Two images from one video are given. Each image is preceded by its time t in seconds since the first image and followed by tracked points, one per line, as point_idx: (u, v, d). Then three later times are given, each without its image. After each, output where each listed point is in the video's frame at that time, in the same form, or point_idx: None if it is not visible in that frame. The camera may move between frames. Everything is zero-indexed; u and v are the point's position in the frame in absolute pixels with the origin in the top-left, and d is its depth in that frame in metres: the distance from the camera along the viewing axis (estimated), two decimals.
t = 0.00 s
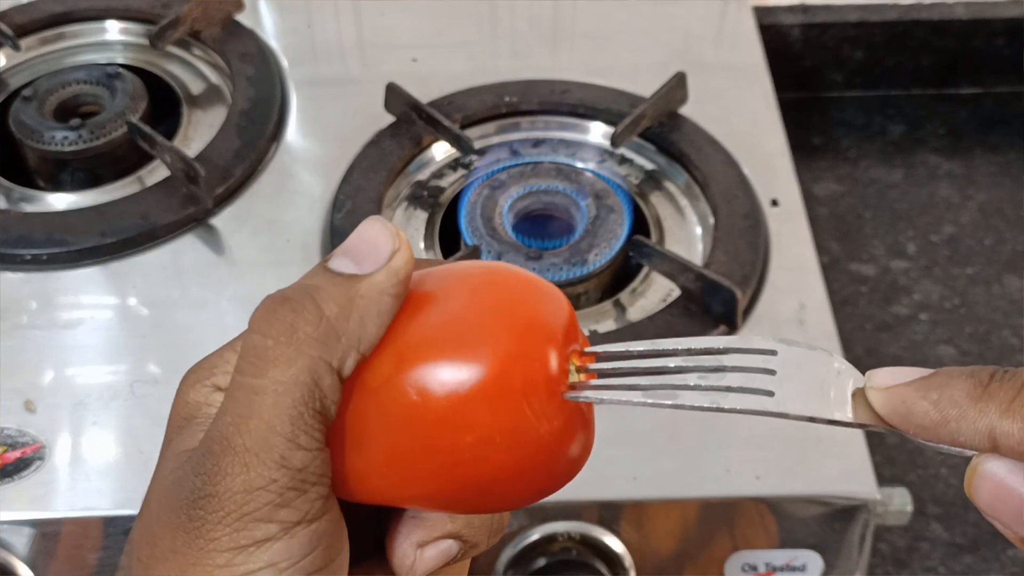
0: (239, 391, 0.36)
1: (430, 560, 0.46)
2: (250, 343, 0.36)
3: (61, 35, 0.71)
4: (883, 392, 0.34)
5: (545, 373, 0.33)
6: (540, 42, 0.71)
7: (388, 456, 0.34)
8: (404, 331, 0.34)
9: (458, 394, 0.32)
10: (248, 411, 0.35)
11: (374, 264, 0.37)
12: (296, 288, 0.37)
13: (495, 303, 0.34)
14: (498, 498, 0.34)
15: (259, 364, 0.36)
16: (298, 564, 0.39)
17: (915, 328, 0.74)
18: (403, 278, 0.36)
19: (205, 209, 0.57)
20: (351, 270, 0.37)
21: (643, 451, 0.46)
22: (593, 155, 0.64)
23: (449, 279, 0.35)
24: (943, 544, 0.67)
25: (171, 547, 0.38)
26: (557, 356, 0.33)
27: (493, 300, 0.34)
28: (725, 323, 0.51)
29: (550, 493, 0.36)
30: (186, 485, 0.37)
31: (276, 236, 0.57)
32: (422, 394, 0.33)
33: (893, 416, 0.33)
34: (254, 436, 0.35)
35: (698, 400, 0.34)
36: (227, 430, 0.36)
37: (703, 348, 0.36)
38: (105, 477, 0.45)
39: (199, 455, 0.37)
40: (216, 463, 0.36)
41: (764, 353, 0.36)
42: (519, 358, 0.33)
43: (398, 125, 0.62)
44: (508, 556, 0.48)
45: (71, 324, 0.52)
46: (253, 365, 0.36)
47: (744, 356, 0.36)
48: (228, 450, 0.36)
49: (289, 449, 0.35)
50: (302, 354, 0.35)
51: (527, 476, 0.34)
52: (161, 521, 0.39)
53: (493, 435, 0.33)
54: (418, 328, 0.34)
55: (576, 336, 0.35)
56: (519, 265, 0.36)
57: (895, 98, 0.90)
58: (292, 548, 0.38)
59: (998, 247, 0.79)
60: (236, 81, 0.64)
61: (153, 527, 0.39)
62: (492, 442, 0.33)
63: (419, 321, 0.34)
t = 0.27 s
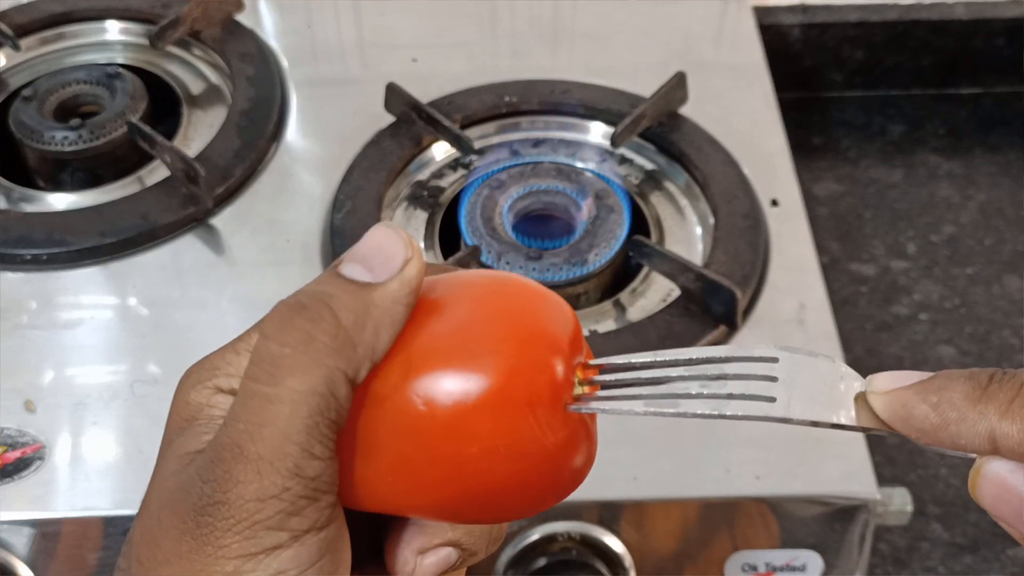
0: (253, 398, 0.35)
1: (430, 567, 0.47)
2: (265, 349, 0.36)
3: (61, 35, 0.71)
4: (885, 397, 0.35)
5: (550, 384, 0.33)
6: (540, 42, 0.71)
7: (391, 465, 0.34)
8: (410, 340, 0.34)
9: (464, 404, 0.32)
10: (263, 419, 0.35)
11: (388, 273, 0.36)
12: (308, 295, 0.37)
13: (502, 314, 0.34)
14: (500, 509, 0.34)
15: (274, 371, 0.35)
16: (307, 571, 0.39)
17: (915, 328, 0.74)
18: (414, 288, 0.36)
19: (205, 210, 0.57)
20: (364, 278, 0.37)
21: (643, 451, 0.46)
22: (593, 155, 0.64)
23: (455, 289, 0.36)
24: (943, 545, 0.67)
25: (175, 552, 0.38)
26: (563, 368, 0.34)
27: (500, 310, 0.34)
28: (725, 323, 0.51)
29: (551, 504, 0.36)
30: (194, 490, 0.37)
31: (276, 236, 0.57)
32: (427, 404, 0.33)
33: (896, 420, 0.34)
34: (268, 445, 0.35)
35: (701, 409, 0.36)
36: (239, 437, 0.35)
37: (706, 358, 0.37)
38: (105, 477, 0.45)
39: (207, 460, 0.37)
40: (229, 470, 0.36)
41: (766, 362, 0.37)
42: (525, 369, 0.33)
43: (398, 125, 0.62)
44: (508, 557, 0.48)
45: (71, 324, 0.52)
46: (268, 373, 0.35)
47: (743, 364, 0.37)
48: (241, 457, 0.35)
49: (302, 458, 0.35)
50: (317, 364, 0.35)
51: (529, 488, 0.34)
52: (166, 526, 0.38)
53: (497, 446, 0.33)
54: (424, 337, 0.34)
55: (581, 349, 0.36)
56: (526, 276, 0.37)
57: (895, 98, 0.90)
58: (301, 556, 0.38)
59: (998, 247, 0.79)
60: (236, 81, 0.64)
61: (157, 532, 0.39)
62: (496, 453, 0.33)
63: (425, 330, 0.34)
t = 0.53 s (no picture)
0: (273, 416, 0.35)
1: None
2: (284, 366, 0.35)
3: (62, 35, 0.71)
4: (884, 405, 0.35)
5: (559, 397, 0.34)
6: (540, 42, 0.71)
7: (404, 480, 0.34)
8: (420, 356, 0.35)
9: (477, 417, 0.33)
10: (284, 439, 0.35)
11: (408, 290, 0.36)
12: (327, 310, 0.36)
13: (511, 328, 0.35)
14: (507, 523, 0.35)
15: (295, 390, 0.35)
16: None
17: (914, 328, 0.74)
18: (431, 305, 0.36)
19: (205, 210, 0.57)
20: (383, 295, 0.37)
21: (643, 450, 0.46)
22: (593, 155, 0.64)
23: (463, 305, 0.36)
24: (943, 544, 0.67)
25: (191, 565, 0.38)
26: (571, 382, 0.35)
27: (508, 325, 0.35)
28: (725, 323, 0.51)
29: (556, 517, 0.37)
30: (210, 506, 0.37)
31: (277, 236, 0.57)
32: (439, 418, 0.34)
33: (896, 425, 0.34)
34: (289, 464, 0.35)
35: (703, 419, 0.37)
36: (260, 455, 0.35)
37: (710, 368, 0.38)
38: (106, 477, 0.45)
39: (223, 477, 0.36)
40: (248, 488, 0.36)
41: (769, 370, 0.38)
42: (534, 382, 0.34)
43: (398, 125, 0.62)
44: (508, 557, 0.48)
45: (71, 324, 0.53)
46: (289, 391, 0.35)
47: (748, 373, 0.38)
48: (261, 476, 0.35)
49: (322, 476, 0.35)
50: (340, 383, 0.34)
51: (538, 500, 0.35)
52: (181, 539, 0.38)
53: (508, 458, 0.34)
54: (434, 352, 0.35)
55: (587, 366, 0.37)
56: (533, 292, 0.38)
57: (894, 98, 0.90)
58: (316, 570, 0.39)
59: (997, 247, 0.79)
60: (237, 81, 0.64)
61: (170, 545, 0.38)
62: (506, 465, 0.34)
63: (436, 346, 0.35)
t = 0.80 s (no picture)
0: (265, 430, 0.35)
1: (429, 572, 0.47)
2: (278, 380, 0.36)
3: (62, 35, 0.71)
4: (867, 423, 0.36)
5: (548, 415, 0.35)
6: (540, 42, 0.71)
7: (392, 497, 0.35)
8: (412, 372, 0.36)
9: (467, 434, 0.34)
10: (274, 454, 0.35)
11: (403, 306, 0.37)
12: (322, 327, 0.37)
13: (501, 346, 0.35)
14: (491, 540, 0.36)
15: (286, 404, 0.35)
16: None
17: (914, 328, 0.74)
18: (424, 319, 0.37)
19: (205, 210, 0.57)
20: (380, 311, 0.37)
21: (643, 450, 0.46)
22: (593, 155, 0.64)
23: (451, 323, 0.37)
24: (942, 544, 0.67)
25: None
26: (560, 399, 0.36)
27: (498, 343, 0.36)
28: (725, 323, 0.50)
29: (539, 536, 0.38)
30: (200, 519, 0.37)
31: (277, 236, 0.57)
32: (430, 435, 0.34)
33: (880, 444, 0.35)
34: (277, 478, 0.35)
35: (688, 438, 0.37)
36: (249, 469, 0.35)
37: (693, 387, 0.39)
38: (105, 477, 0.45)
39: (212, 490, 0.36)
40: (236, 502, 0.36)
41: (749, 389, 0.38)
42: (524, 399, 0.35)
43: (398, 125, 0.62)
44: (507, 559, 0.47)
45: (71, 324, 0.53)
46: (279, 406, 0.35)
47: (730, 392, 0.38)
48: (249, 490, 0.35)
49: (312, 492, 0.35)
50: (329, 398, 0.35)
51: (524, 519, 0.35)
52: (169, 551, 0.38)
53: (497, 476, 0.34)
54: (425, 368, 0.36)
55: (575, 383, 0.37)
56: (522, 309, 0.38)
57: (894, 98, 0.90)
58: None
59: (997, 247, 0.79)
60: (237, 81, 0.64)
61: (157, 556, 0.39)
62: (496, 483, 0.34)
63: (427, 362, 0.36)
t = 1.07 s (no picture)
0: (304, 451, 0.36)
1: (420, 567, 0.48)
2: (316, 401, 0.36)
3: (63, 35, 0.71)
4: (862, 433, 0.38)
5: (558, 416, 0.35)
6: (540, 43, 0.71)
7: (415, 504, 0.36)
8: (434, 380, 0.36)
9: (478, 439, 0.35)
10: (318, 474, 0.36)
11: (428, 317, 0.36)
12: (349, 341, 0.37)
13: (507, 351, 0.36)
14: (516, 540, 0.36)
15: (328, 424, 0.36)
16: None
17: (913, 328, 0.75)
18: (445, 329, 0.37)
19: (206, 210, 0.57)
20: (404, 323, 0.36)
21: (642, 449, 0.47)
22: (592, 156, 0.65)
23: (461, 332, 0.38)
24: (941, 543, 0.67)
25: None
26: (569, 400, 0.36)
27: (503, 347, 0.36)
28: (725, 323, 0.51)
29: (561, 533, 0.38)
30: (242, 535, 0.38)
31: (277, 236, 0.57)
32: (444, 442, 0.35)
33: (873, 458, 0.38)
34: (320, 496, 0.36)
35: (680, 439, 0.39)
36: (293, 488, 0.36)
37: (690, 387, 0.40)
38: (106, 477, 0.46)
39: (254, 507, 0.37)
40: (281, 519, 0.37)
41: (743, 391, 0.40)
42: (533, 400, 0.35)
43: (398, 125, 0.62)
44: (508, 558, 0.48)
45: (72, 324, 0.53)
46: (319, 426, 0.36)
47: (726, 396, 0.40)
48: (296, 508, 0.36)
49: (356, 506, 0.36)
50: (367, 416, 0.35)
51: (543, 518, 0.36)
52: (210, 564, 0.39)
53: (511, 478, 0.35)
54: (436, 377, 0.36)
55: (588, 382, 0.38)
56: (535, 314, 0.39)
57: (894, 98, 0.90)
58: None
59: (996, 247, 0.79)
60: (238, 82, 0.64)
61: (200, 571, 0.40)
62: (511, 484, 0.35)
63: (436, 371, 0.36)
